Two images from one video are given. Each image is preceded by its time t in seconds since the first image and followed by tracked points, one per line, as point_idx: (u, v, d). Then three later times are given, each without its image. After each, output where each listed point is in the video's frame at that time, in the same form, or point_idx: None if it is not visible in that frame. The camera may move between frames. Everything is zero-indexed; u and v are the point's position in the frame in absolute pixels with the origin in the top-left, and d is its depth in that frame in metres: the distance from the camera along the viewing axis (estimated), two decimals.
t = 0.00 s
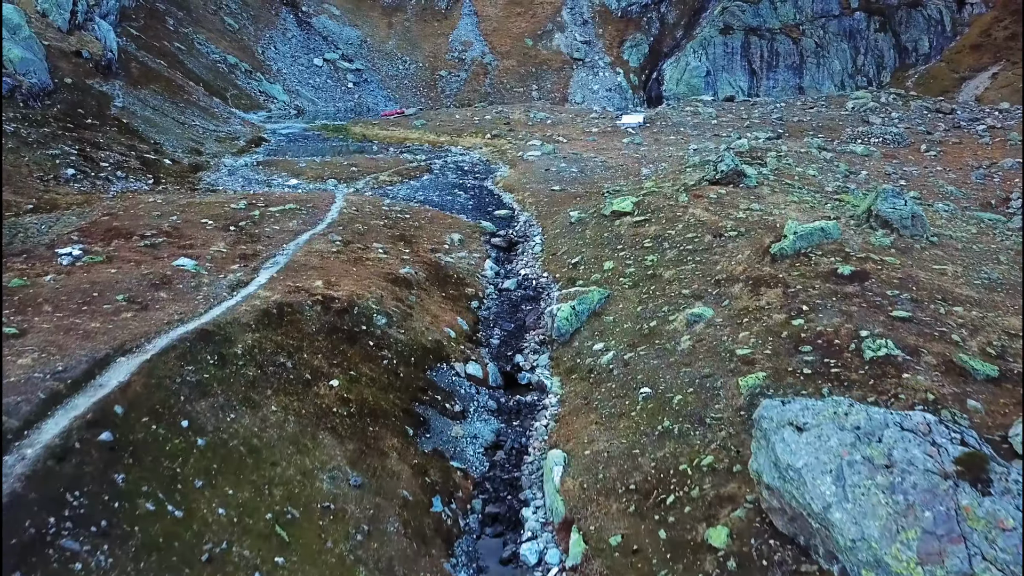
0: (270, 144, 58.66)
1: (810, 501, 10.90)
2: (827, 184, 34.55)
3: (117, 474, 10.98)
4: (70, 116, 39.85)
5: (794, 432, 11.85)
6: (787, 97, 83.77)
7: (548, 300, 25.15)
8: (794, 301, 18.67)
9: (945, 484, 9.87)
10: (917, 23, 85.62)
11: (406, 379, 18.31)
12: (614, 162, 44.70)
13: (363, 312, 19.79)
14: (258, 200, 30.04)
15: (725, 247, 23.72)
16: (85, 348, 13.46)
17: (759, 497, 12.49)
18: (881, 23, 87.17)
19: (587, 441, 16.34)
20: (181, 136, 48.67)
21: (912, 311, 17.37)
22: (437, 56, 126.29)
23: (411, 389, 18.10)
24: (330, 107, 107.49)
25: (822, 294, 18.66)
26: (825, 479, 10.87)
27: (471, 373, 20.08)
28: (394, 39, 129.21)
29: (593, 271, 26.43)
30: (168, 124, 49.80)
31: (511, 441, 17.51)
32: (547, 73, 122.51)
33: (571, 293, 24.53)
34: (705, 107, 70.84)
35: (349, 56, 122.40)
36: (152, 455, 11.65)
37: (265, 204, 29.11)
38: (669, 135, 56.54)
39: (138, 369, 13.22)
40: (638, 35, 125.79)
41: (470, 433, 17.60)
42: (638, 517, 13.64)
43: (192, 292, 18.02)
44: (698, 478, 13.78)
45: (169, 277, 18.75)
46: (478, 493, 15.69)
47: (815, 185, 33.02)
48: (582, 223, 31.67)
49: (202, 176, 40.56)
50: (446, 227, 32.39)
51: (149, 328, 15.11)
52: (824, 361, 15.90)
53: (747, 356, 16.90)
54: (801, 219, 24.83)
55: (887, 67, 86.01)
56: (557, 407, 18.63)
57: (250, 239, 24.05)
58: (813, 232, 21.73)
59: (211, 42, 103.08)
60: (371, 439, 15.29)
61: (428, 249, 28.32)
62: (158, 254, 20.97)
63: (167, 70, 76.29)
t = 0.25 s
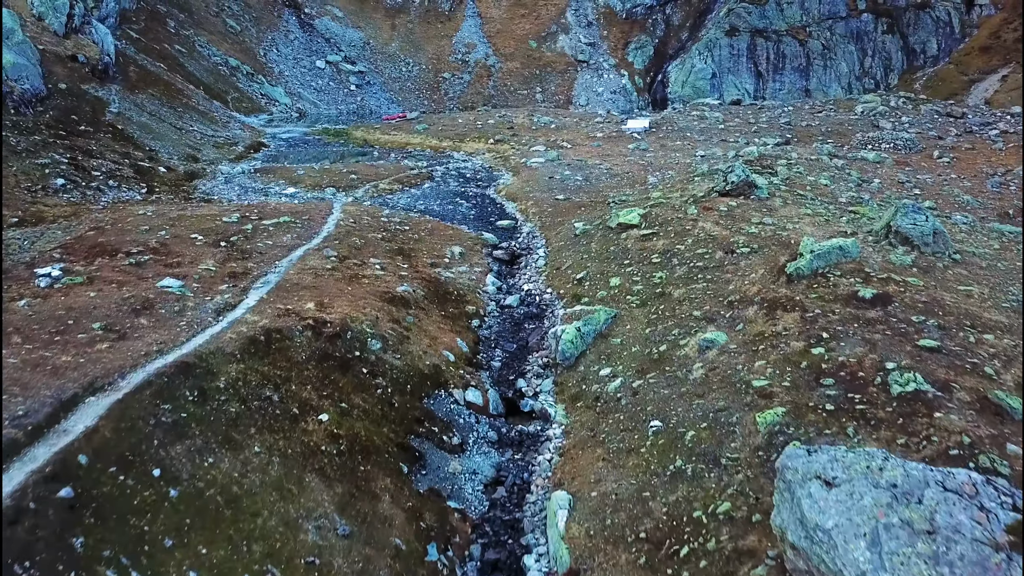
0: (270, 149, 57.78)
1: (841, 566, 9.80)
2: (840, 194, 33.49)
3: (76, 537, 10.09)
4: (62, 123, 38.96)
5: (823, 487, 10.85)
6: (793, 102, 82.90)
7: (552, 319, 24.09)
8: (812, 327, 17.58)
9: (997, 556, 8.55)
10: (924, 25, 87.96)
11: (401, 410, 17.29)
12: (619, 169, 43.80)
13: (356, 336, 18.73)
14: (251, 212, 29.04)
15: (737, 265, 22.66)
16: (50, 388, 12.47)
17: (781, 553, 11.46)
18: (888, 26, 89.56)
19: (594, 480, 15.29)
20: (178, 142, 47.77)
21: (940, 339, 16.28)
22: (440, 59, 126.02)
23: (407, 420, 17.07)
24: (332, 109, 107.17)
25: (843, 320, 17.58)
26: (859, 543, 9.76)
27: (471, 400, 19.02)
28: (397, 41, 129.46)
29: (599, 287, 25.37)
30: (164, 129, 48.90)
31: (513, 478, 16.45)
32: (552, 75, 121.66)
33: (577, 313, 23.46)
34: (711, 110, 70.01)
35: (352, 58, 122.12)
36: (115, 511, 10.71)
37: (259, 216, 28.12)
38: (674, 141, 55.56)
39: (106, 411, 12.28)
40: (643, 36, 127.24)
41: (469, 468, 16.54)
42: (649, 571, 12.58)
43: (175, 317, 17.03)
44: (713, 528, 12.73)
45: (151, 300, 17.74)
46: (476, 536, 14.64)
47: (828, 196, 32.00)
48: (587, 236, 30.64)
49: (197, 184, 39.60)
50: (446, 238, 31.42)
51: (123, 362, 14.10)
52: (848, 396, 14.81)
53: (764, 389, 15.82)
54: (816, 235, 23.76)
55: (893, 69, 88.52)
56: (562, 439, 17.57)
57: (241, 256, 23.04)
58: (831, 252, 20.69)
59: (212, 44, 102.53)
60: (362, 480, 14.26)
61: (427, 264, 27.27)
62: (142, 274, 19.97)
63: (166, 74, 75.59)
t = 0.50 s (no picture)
0: (269, 154, 56.88)
1: None
2: (854, 205, 32.38)
3: None
4: (54, 130, 38.07)
5: (856, 555, 10.70)
6: (801, 105, 81.77)
7: (556, 340, 23.00)
8: (833, 356, 16.50)
9: None
10: (933, 27, 87.69)
11: (395, 445, 16.24)
12: (625, 177, 42.74)
13: (349, 363, 17.71)
14: (244, 225, 28.05)
15: (751, 285, 21.57)
16: (8, 437, 11.56)
17: None
18: (897, 28, 88.60)
19: (602, 526, 14.22)
20: (175, 148, 46.85)
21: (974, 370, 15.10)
22: (443, 60, 125.84)
23: (401, 456, 16.02)
24: (334, 112, 106.48)
25: (867, 349, 16.46)
26: None
27: (470, 431, 17.95)
28: (400, 42, 129.29)
29: (605, 306, 24.29)
30: (161, 135, 47.96)
31: (514, 520, 15.40)
32: (556, 77, 120.91)
33: (582, 334, 22.37)
34: (717, 114, 68.97)
35: (354, 60, 121.88)
36: None
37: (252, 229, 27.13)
38: (680, 146, 54.50)
39: (70, 461, 11.48)
40: (646, 38, 125.67)
41: (467, 508, 15.48)
42: None
43: (156, 346, 16.02)
44: None
45: (131, 327, 16.74)
46: None
47: (842, 208, 30.85)
48: (592, 249, 29.58)
49: (192, 193, 38.64)
50: (447, 252, 30.41)
51: (92, 401, 13.11)
52: (875, 437, 13.69)
53: (783, 427, 14.73)
54: (833, 253, 22.68)
55: (901, 71, 88.00)
56: (567, 476, 16.50)
57: (230, 274, 22.04)
58: (851, 274, 19.57)
59: (213, 46, 101.82)
60: (351, 529, 13.21)
61: (426, 280, 26.26)
62: (125, 296, 18.98)
63: (166, 77, 74.83)
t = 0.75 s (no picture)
0: (269, 160, 55.96)
1: None
2: (869, 217, 31.25)
3: None
4: (46, 137, 37.15)
5: None
6: (808, 110, 80.73)
7: (561, 364, 21.88)
8: (858, 391, 15.38)
9: None
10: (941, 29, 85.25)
11: (388, 485, 15.16)
12: (630, 185, 41.74)
13: (340, 395, 16.66)
14: (237, 238, 27.02)
15: (766, 308, 20.46)
16: None
17: None
18: (906, 30, 87.19)
19: None
20: (171, 154, 45.94)
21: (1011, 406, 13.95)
22: (446, 62, 126.01)
23: (394, 497, 14.93)
24: (336, 115, 105.91)
25: (893, 384, 15.33)
26: None
27: (468, 466, 16.86)
28: (403, 44, 129.02)
29: (612, 326, 23.19)
30: (157, 141, 47.03)
31: (514, 568, 14.30)
32: (560, 79, 120.21)
33: (588, 357, 21.25)
34: (724, 118, 68.01)
35: (357, 62, 121.83)
36: None
37: (245, 243, 26.10)
38: (687, 153, 53.43)
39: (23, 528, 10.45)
40: (652, 39, 125.27)
41: (465, 555, 14.39)
42: None
43: (132, 380, 14.99)
44: None
45: (108, 358, 15.70)
46: None
47: (857, 221, 29.71)
48: (598, 263, 28.49)
49: (186, 202, 37.67)
50: (447, 265, 29.39)
51: (56, 449, 12.09)
52: (908, 485, 12.56)
53: (806, 472, 13.63)
54: (852, 273, 21.55)
55: (910, 73, 86.08)
56: (572, 518, 15.41)
57: (218, 295, 21.02)
58: (873, 297, 18.43)
59: (214, 49, 101.10)
60: None
61: (425, 297, 25.21)
62: (106, 321, 17.97)
63: (165, 80, 74.04)
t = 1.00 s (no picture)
0: (268, 166, 55.11)
1: None
2: (885, 229, 30.14)
3: None
4: (36, 145, 36.25)
5: None
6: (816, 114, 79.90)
7: (565, 390, 20.75)
8: (887, 431, 14.25)
9: None
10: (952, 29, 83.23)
11: (380, 532, 14.05)
12: (637, 193, 40.83)
13: (330, 431, 15.59)
14: (229, 253, 26.02)
15: (782, 333, 19.34)
16: None
17: None
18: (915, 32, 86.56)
19: None
20: (167, 161, 45.03)
21: None
22: (451, 64, 125.73)
23: (386, 546, 13.81)
24: (340, 118, 105.68)
25: (924, 423, 14.16)
26: None
27: (465, 506, 15.75)
28: (407, 46, 128.70)
29: (619, 349, 22.08)
30: (153, 147, 46.10)
31: None
32: (565, 81, 122.28)
33: (595, 384, 20.13)
34: (730, 122, 67.15)
35: (360, 64, 121.25)
36: None
37: (236, 259, 25.09)
38: (694, 159, 52.44)
39: None
40: (658, 41, 126.91)
41: None
42: None
43: (104, 420, 13.93)
44: None
45: (79, 393, 14.63)
46: None
47: (874, 235, 28.59)
48: (604, 279, 27.41)
49: (180, 212, 36.69)
50: (447, 279, 28.41)
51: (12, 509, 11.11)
52: (946, 544, 11.37)
53: (832, 526, 12.54)
54: (873, 296, 20.43)
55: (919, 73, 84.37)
56: (577, 567, 14.30)
57: (205, 317, 19.99)
58: (897, 324, 17.32)
59: (216, 51, 100.52)
60: None
61: (424, 316, 24.15)
62: (82, 350, 16.93)
63: (165, 84, 73.32)
